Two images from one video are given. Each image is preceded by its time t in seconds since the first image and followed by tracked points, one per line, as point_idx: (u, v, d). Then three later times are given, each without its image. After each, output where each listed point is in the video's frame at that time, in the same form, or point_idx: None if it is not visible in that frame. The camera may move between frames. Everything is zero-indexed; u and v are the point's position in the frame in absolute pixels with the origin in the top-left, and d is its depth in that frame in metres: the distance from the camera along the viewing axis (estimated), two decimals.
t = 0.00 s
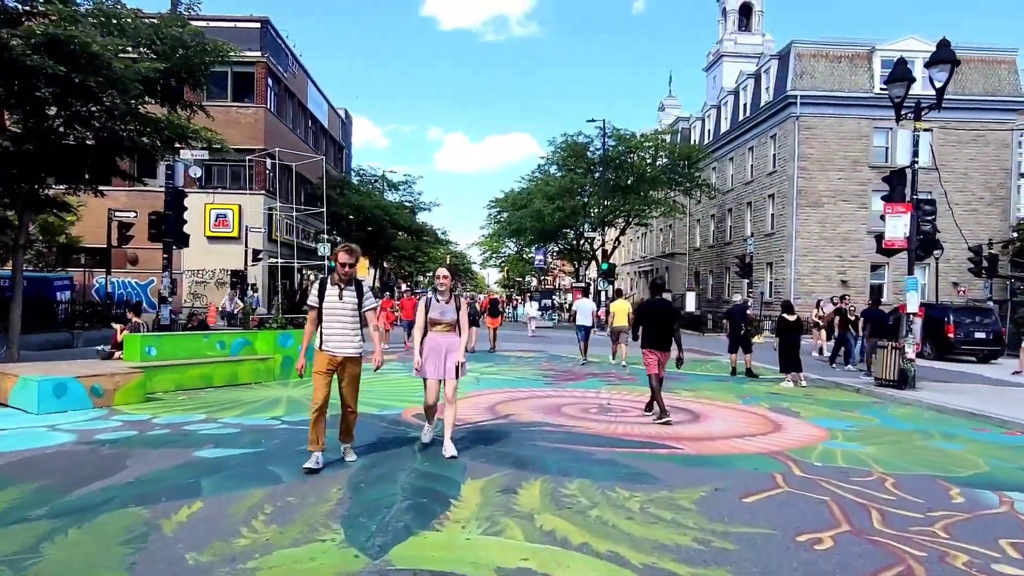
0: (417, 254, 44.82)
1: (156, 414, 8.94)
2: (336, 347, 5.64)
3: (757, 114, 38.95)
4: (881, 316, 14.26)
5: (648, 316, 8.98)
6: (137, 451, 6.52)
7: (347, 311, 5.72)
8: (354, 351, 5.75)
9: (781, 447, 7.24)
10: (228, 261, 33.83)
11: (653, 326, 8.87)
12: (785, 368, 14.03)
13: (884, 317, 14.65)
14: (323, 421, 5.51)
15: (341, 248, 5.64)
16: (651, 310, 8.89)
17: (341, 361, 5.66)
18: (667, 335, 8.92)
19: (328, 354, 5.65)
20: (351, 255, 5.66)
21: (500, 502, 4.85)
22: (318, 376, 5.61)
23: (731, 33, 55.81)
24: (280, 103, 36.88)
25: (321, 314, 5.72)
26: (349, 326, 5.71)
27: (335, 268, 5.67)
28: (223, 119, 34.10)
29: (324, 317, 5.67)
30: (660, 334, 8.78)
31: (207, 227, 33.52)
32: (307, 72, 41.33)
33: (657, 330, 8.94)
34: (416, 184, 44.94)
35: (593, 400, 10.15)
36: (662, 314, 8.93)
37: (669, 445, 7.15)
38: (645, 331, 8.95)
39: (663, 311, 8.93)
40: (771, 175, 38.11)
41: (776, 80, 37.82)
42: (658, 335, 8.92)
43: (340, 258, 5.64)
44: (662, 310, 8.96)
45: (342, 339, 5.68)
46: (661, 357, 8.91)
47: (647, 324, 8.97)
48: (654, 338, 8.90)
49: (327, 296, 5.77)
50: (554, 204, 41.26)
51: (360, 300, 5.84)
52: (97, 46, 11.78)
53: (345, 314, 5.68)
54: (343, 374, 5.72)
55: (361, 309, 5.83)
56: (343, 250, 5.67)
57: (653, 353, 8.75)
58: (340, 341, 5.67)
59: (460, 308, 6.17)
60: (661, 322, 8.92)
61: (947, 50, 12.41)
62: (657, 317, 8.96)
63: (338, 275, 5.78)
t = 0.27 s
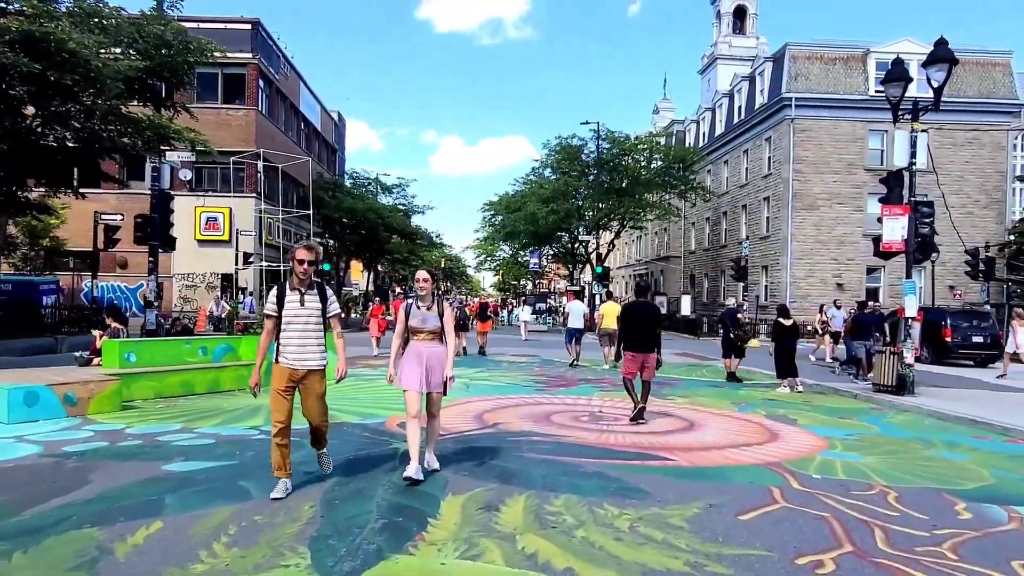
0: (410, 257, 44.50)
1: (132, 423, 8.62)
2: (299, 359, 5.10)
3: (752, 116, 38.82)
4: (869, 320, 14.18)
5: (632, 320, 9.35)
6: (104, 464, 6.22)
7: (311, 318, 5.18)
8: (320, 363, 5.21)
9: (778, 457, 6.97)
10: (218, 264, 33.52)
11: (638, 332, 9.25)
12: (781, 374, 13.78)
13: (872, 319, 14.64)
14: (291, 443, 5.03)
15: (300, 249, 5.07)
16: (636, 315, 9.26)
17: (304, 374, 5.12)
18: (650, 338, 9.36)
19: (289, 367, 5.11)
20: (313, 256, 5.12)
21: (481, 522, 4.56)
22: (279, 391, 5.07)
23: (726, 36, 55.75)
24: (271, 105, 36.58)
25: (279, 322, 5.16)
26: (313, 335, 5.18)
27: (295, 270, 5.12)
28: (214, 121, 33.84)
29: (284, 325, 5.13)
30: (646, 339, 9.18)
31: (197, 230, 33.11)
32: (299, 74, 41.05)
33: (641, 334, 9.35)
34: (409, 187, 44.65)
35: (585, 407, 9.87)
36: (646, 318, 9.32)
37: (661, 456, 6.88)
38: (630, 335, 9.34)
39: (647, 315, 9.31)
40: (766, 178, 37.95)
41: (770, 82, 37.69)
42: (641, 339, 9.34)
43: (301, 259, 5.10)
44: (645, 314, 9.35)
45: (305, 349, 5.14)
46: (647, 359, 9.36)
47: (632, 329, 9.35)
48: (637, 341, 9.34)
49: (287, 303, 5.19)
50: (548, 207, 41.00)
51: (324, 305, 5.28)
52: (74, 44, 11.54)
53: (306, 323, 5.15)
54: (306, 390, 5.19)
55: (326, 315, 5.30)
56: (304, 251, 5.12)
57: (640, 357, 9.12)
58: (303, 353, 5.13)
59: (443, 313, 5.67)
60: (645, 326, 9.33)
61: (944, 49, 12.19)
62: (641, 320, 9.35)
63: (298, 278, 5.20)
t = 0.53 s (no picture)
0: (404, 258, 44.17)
1: (107, 426, 8.29)
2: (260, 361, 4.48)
3: (747, 117, 38.67)
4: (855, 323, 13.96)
5: (617, 322, 9.19)
6: (71, 471, 5.89)
7: (274, 316, 4.56)
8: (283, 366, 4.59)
9: (778, 463, 6.70)
10: (209, 265, 33.24)
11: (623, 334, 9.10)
12: (778, 375, 13.53)
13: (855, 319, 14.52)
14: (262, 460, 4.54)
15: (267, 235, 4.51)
16: (620, 318, 9.09)
17: (267, 377, 4.50)
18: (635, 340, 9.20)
19: (247, 372, 4.49)
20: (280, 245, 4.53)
21: (466, 534, 4.27)
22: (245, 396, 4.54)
23: (720, 37, 55.69)
24: (263, 104, 36.24)
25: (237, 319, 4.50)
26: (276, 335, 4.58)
27: (259, 258, 4.52)
28: (204, 120, 33.49)
29: (243, 322, 4.50)
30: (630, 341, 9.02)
31: (188, 231, 32.78)
32: (291, 74, 40.73)
33: (626, 335, 9.19)
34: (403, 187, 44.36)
35: (578, 410, 9.60)
36: (631, 320, 9.14)
37: (657, 461, 6.60)
38: (616, 336, 9.20)
39: (632, 317, 9.12)
40: (761, 179, 37.78)
41: (765, 83, 37.53)
42: (627, 341, 9.19)
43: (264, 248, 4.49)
44: (631, 316, 9.17)
45: (265, 351, 4.51)
46: (633, 361, 9.22)
47: (618, 330, 9.19)
48: (622, 343, 9.20)
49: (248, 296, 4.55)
50: (542, 208, 40.75)
51: (290, 301, 4.67)
52: (52, 35, 11.19)
53: (270, 319, 4.55)
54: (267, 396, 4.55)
55: (290, 312, 4.68)
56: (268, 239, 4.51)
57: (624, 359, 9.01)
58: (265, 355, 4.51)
59: (426, 314, 5.03)
60: (630, 328, 9.16)
61: (944, 45, 11.95)
62: (627, 323, 9.17)
63: (262, 269, 4.59)
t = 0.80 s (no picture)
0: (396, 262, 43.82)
1: (79, 438, 7.92)
2: (215, 375, 3.96)
3: (740, 120, 38.53)
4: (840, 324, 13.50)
5: (599, 326, 9.42)
6: (32, 487, 5.55)
7: (231, 324, 4.06)
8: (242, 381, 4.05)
9: (780, 475, 6.40)
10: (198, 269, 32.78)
11: (606, 338, 9.32)
12: (775, 381, 13.28)
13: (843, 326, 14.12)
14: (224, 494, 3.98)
15: (230, 233, 4.00)
16: (604, 322, 9.33)
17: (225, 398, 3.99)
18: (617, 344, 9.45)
19: (201, 389, 3.96)
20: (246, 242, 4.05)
21: (448, 559, 3.95)
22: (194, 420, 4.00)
23: (713, 41, 55.63)
24: (252, 107, 35.88)
25: (190, 326, 4.00)
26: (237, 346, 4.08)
27: (221, 259, 3.99)
28: (192, 122, 33.10)
29: (200, 332, 3.98)
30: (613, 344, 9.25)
31: (176, 234, 32.25)
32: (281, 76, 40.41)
33: (608, 339, 9.45)
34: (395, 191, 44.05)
35: (571, 419, 9.29)
36: (615, 324, 9.39)
37: (652, 474, 6.30)
38: (598, 340, 9.43)
39: (615, 321, 9.39)
40: (755, 183, 37.62)
41: (759, 86, 37.40)
42: (608, 344, 9.43)
43: (223, 244, 3.98)
44: (613, 321, 9.42)
45: (219, 364, 3.99)
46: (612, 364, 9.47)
47: (600, 334, 9.44)
48: (603, 346, 9.45)
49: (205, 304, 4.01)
50: (534, 211, 40.48)
51: (250, 310, 4.20)
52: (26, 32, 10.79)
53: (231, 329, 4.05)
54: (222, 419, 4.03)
55: (250, 323, 4.20)
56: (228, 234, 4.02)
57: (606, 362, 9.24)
58: (220, 366, 3.99)
59: (402, 321, 4.53)
60: (612, 333, 9.42)
61: (943, 44, 11.70)
62: (609, 327, 9.43)
63: (220, 271, 4.06)
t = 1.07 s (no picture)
0: (389, 266, 43.50)
1: (46, 444, 7.57)
2: (153, 383, 3.51)
3: (735, 124, 38.38)
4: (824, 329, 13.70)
5: (581, 328, 9.32)
6: None
7: (174, 318, 3.61)
8: (188, 390, 3.62)
9: (778, 486, 6.12)
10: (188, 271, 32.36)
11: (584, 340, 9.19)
12: (774, 386, 13.18)
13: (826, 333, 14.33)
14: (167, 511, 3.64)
15: (166, 217, 3.58)
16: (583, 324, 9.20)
17: (162, 405, 3.53)
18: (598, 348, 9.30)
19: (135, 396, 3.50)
20: (185, 226, 3.60)
21: None
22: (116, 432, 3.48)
23: (708, 46, 55.59)
24: (244, 108, 35.57)
25: (124, 326, 3.60)
26: (180, 345, 3.62)
27: (157, 247, 3.58)
28: (183, 123, 32.76)
29: (132, 328, 3.56)
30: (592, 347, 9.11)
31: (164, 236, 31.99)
32: (274, 77, 40.12)
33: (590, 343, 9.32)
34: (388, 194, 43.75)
35: (562, 425, 8.99)
36: (595, 328, 9.27)
37: (645, 484, 6.01)
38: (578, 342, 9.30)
39: (596, 325, 9.27)
40: (750, 187, 37.46)
41: (754, 90, 37.25)
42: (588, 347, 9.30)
43: (160, 230, 3.56)
44: (595, 324, 9.30)
45: (159, 369, 3.55)
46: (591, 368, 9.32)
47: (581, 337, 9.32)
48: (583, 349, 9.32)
49: (139, 298, 3.58)
50: (528, 215, 40.21)
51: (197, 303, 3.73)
52: None
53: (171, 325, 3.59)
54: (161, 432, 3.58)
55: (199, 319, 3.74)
56: (167, 217, 3.60)
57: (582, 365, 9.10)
58: (158, 372, 3.54)
59: (372, 325, 4.13)
60: (593, 336, 9.28)
61: (942, 44, 11.49)
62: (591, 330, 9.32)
63: (159, 260, 3.63)
